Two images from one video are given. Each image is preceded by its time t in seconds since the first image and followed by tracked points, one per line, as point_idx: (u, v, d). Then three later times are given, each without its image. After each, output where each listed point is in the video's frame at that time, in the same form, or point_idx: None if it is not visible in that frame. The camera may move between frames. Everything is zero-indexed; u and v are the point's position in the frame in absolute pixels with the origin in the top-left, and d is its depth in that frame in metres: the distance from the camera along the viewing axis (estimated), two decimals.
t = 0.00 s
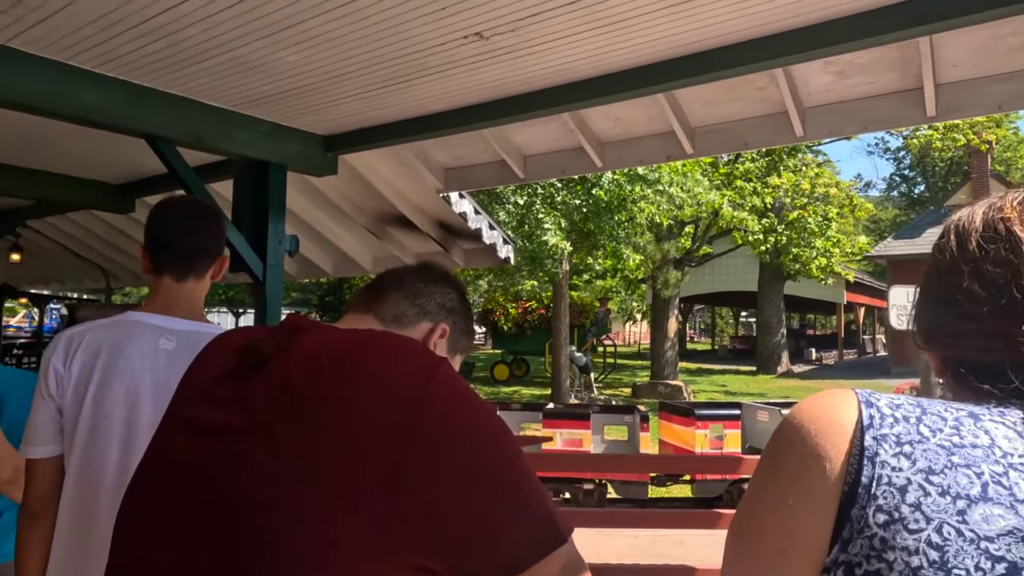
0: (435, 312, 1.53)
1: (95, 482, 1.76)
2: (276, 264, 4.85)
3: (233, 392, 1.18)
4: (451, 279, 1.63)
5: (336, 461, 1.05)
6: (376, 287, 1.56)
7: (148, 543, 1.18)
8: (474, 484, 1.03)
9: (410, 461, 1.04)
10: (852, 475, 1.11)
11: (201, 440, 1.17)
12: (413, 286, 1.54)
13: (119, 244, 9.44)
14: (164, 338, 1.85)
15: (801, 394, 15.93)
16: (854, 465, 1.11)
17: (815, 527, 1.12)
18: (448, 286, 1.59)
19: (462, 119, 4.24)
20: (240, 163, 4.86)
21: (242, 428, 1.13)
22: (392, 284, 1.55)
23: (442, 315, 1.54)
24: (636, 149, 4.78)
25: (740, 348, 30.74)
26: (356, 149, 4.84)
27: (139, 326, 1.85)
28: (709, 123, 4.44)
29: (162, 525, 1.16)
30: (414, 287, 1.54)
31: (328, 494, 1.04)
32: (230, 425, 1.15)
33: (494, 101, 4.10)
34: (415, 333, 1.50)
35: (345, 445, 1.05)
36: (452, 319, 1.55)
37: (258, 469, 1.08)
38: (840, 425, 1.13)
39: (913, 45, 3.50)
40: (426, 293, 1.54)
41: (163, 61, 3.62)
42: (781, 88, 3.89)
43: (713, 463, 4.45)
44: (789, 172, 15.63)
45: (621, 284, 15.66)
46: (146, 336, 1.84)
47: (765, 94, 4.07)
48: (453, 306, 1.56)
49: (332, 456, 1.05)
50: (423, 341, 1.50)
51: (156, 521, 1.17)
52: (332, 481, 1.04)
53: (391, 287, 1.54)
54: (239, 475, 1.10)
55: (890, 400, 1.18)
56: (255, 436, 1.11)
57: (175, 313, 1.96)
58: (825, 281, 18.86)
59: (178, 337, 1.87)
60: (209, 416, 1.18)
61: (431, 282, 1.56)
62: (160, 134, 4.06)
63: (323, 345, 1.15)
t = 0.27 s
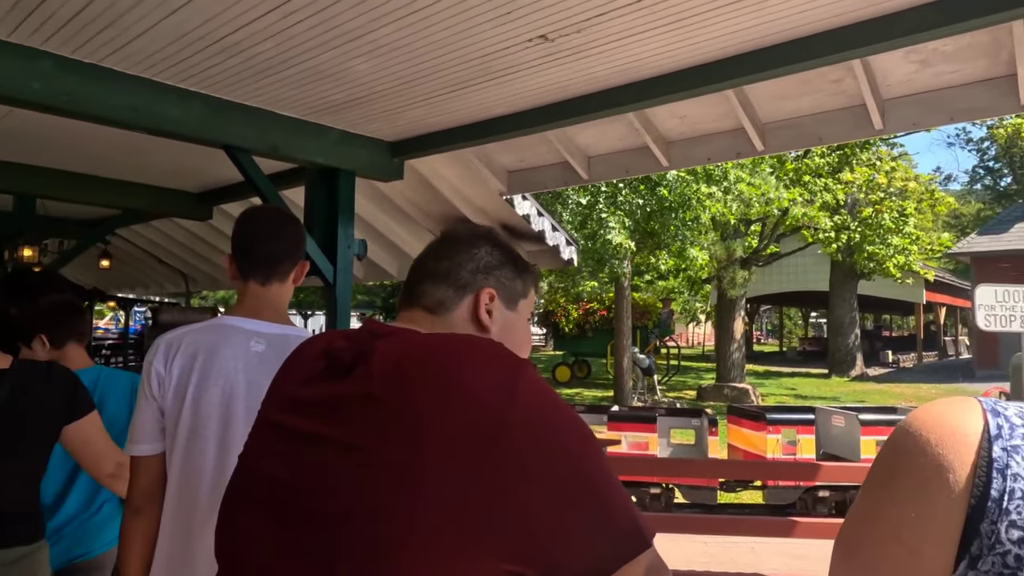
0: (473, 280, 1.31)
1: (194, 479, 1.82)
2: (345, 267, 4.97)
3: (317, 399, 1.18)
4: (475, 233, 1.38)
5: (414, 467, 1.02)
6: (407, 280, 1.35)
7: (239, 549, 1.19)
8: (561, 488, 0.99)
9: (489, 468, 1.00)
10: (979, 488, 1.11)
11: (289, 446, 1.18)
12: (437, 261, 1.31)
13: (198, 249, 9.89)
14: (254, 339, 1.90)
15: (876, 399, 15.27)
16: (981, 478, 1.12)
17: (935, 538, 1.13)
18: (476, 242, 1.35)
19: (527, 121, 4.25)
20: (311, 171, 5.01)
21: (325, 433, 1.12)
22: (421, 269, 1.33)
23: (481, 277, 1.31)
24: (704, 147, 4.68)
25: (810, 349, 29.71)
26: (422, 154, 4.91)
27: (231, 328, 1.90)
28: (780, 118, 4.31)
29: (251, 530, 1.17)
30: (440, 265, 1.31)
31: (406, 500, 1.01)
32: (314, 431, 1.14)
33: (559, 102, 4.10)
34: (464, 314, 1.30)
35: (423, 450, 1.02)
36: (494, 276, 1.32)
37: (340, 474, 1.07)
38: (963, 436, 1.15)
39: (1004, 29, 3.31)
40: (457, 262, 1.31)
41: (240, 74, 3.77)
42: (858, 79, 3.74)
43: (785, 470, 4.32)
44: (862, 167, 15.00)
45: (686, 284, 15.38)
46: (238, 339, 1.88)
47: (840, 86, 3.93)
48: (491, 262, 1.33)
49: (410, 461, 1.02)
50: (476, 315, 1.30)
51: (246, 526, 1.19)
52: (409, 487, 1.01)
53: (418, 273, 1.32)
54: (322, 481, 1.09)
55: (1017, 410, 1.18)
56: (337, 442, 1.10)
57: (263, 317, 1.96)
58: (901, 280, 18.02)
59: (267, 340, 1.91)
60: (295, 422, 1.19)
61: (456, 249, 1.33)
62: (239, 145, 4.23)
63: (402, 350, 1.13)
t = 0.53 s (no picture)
0: (554, 281, 1.16)
1: (290, 485, 1.74)
2: (418, 271, 5.03)
3: (402, 406, 1.12)
4: (553, 227, 1.24)
5: (516, 487, 0.96)
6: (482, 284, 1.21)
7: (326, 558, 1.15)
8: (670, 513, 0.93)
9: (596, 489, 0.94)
10: None
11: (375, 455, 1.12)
12: (514, 261, 1.18)
13: (277, 255, 10.26)
14: (348, 343, 1.83)
15: (967, 406, 14.39)
16: None
17: None
18: (555, 237, 1.21)
19: (599, 122, 4.21)
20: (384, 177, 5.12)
21: (416, 446, 1.06)
22: (497, 271, 1.20)
23: (563, 276, 1.17)
24: (782, 143, 4.52)
25: (893, 352, 28.32)
26: (492, 158, 4.94)
27: (324, 332, 1.84)
28: (866, 111, 4.12)
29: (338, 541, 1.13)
30: (518, 265, 1.17)
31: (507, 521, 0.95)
32: (402, 440, 1.09)
33: (632, 102, 4.03)
34: (546, 318, 1.16)
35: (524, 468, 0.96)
36: (577, 273, 1.17)
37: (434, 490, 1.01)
38: None
39: None
40: (535, 261, 1.17)
41: (318, 85, 3.88)
42: (952, 68, 3.53)
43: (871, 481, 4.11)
44: (951, 160, 14.17)
45: (759, 285, 14.92)
46: (332, 342, 1.82)
47: (932, 76, 3.72)
48: (573, 257, 1.18)
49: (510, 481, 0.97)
50: (560, 319, 1.16)
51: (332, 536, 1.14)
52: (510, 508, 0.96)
53: (494, 276, 1.19)
54: (415, 496, 1.04)
55: None
56: (430, 456, 1.04)
57: (356, 322, 1.90)
58: (995, 279, 16.91)
59: (360, 344, 1.84)
60: (381, 430, 1.13)
61: (533, 247, 1.19)
62: (317, 154, 4.37)
63: (495, 357, 1.06)
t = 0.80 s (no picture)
0: (608, 290, 1.13)
1: (354, 488, 1.77)
2: (477, 273, 5.07)
3: (457, 420, 1.06)
4: (607, 232, 1.20)
5: (571, 509, 0.88)
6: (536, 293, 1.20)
7: None
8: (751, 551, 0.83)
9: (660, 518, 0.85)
10: None
11: (426, 469, 1.06)
12: (566, 269, 1.16)
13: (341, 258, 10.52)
14: (408, 350, 1.86)
15: None
16: None
17: None
18: (608, 243, 1.18)
19: (660, 121, 4.14)
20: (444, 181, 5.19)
21: (469, 462, 1.00)
22: (550, 280, 1.18)
23: (616, 284, 1.14)
24: (853, 138, 4.35)
25: (975, 354, 26.84)
26: (551, 160, 4.92)
27: (385, 338, 1.86)
28: (944, 102, 3.92)
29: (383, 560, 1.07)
30: (570, 274, 1.15)
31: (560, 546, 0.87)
32: (454, 456, 1.02)
33: (693, 100, 3.95)
34: (601, 328, 1.13)
35: (590, 491, 0.88)
36: (631, 282, 1.14)
37: (489, 512, 0.94)
38: None
39: None
40: (588, 269, 1.14)
41: (380, 92, 3.95)
42: None
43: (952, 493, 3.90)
44: None
45: (827, 284, 14.38)
46: (393, 348, 1.84)
47: (1017, 64, 3.51)
48: (627, 265, 1.15)
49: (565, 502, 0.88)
50: (615, 329, 1.13)
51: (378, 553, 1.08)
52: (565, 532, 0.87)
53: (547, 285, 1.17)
54: (466, 514, 0.96)
55: None
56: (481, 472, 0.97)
57: (416, 328, 1.91)
58: None
59: (422, 351, 1.86)
60: (434, 443, 1.07)
61: (586, 254, 1.17)
62: (379, 159, 4.45)
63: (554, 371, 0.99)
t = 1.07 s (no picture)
0: (619, 300, 1.12)
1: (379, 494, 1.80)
2: (520, 273, 5.09)
3: (460, 432, 1.05)
4: (618, 240, 1.18)
5: (569, 531, 0.88)
6: (545, 301, 1.18)
7: None
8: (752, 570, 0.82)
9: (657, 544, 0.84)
10: None
11: (430, 481, 1.06)
12: (577, 279, 1.14)
13: (390, 259, 10.68)
14: (430, 355, 1.86)
15: None
16: None
17: None
18: (621, 252, 1.16)
19: (704, 119, 4.06)
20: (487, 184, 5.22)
21: (472, 476, 0.99)
22: (559, 289, 1.15)
23: (628, 295, 1.12)
24: (910, 132, 4.18)
25: None
26: (593, 160, 4.89)
27: (407, 344, 1.87)
28: (1007, 92, 3.74)
29: (390, 570, 1.07)
30: (581, 283, 1.13)
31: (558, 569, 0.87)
32: (457, 470, 1.02)
33: (737, 96, 3.87)
34: (611, 338, 1.11)
35: (591, 511, 0.87)
36: (644, 292, 1.13)
37: (491, 528, 0.93)
38: None
39: None
40: (600, 280, 1.12)
41: (421, 96, 4.00)
42: None
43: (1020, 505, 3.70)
44: None
45: (890, 283, 13.83)
46: (415, 354, 1.85)
47: None
48: (639, 275, 1.13)
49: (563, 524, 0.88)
50: (626, 340, 1.11)
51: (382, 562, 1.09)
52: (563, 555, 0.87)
53: (557, 294, 1.15)
54: (469, 530, 0.96)
55: None
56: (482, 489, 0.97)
57: (440, 332, 1.92)
58: None
59: (443, 356, 1.87)
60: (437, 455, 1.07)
61: (597, 263, 1.15)
62: (422, 162, 4.50)
63: (554, 386, 0.97)
